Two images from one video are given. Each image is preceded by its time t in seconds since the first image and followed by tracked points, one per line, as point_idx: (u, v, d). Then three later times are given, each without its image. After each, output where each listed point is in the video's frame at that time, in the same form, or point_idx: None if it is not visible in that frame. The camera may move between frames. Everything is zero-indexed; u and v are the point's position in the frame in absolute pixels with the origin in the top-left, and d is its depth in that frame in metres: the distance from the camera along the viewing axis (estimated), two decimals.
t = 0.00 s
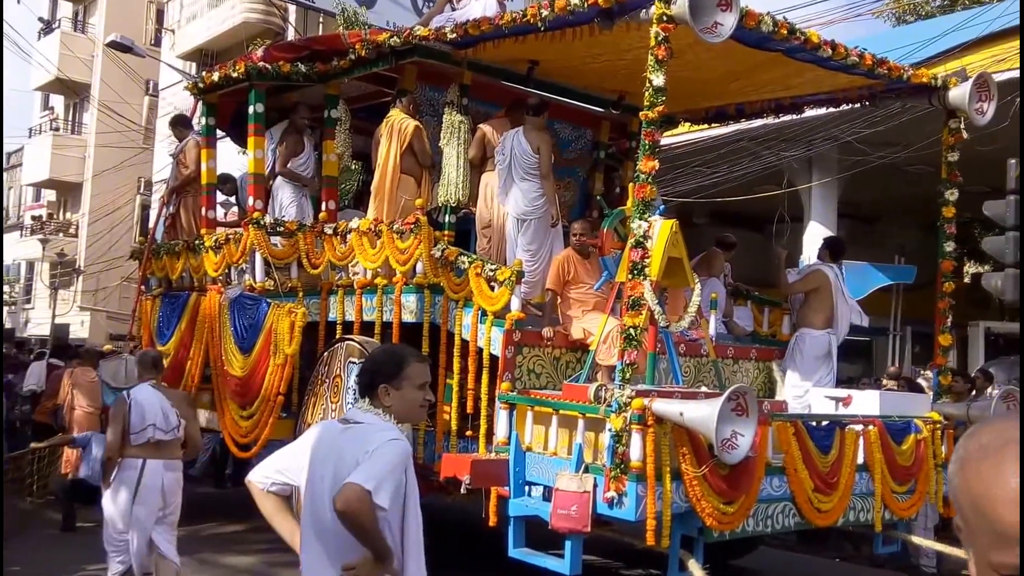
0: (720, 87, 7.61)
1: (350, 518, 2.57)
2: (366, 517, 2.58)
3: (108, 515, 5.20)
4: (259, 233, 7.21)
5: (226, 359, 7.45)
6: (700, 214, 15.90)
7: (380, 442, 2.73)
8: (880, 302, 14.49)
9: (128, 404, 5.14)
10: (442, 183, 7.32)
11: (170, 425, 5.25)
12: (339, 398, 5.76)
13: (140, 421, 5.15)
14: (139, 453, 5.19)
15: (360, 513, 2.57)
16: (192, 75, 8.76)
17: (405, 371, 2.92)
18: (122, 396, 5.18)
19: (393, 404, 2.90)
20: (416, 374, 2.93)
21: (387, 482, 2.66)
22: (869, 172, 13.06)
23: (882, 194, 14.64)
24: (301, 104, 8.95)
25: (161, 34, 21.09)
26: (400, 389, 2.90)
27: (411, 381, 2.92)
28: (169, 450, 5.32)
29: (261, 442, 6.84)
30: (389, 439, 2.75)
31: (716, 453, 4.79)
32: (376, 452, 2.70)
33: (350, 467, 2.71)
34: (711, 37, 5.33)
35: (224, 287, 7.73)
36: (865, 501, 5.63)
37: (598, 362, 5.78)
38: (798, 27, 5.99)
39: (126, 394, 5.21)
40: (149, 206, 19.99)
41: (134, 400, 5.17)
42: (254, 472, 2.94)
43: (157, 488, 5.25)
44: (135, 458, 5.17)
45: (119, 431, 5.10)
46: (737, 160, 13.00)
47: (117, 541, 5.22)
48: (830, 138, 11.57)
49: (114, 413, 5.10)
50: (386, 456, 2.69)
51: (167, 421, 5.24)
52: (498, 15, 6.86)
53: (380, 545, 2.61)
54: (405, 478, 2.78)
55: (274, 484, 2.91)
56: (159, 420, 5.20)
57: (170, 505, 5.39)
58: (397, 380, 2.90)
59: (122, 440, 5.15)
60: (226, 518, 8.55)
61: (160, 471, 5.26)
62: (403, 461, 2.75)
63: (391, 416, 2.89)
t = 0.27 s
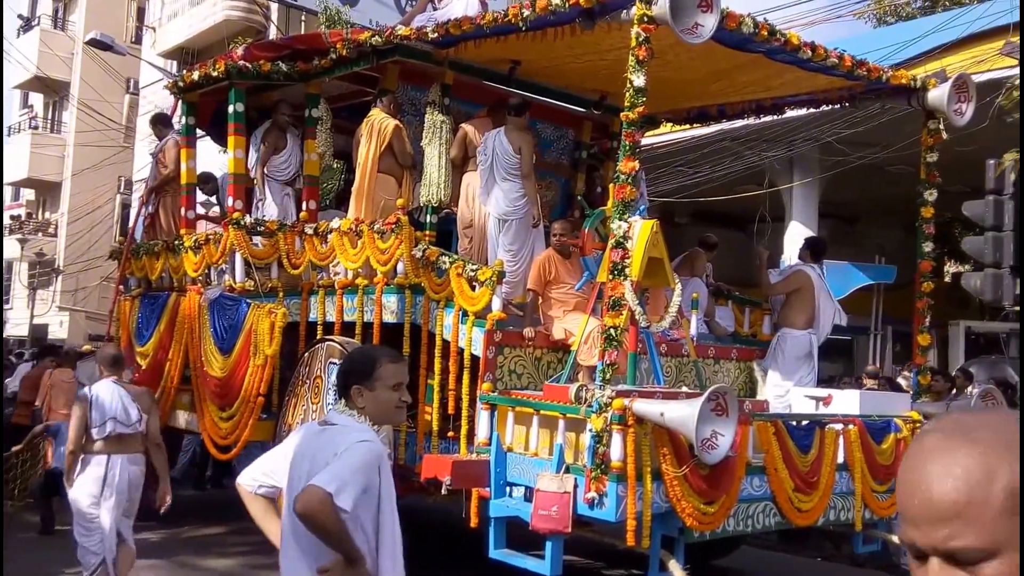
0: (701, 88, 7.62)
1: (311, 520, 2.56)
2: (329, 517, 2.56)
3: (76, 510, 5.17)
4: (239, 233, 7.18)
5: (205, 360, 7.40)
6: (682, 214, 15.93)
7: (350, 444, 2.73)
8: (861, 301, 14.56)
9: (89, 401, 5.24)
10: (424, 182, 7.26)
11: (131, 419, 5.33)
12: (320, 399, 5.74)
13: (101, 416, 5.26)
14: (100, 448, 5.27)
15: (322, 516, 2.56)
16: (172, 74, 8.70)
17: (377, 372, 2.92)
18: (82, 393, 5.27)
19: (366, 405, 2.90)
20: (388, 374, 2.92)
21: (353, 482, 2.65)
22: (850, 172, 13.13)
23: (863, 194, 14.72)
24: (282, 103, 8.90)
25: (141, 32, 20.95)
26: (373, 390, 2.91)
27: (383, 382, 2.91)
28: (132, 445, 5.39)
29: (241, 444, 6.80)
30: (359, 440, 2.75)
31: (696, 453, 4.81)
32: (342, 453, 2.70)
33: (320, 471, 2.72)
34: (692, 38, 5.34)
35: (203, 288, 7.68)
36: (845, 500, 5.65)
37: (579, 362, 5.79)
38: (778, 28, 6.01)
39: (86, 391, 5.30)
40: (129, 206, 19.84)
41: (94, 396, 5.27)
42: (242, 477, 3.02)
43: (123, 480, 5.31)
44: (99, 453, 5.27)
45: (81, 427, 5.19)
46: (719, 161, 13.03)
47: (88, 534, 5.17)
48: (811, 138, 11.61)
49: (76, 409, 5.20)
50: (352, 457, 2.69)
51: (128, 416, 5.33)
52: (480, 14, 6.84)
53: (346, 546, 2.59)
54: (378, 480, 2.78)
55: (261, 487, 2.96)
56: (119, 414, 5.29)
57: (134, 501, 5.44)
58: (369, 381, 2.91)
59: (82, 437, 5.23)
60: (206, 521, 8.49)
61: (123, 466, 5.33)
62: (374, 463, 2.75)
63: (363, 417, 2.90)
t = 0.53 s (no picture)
0: (677, 88, 7.65)
1: (261, 524, 2.59)
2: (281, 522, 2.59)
3: (36, 510, 5.13)
4: (214, 233, 7.11)
5: (179, 360, 7.34)
6: (659, 214, 15.98)
7: (310, 448, 2.76)
8: (836, 301, 14.66)
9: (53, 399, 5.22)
10: (400, 181, 7.24)
11: (90, 421, 5.37)
12: (295, 399, 5.71)
13: (62, 415, 5.25)
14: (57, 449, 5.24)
15: (273, 519, 2.59)
16: (146, 73, 8.63)
17: (343, 374, 3.00)
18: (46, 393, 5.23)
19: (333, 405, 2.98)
20: (355, 375, 3.00)
21: (308, 486, 2.68)
22: (826, 172, 13.22)
23: (838, 194, 14.82)
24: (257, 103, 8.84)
25: (116, 30, 20.78)
26: (339, 392, 2.98)
27: (349, 383, 2.98)
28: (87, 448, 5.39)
29: (216, 445, 6.75)
30: (318, 445, 2.79)
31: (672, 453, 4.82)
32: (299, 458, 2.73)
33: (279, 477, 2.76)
34: (667, 39, 5.37)
35: (177, 288, 7.62)
36: (819, 499, 5.68)
37: (556, 363, 5.79)
38: (753, 29, 6.04)
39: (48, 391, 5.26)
40: (103, 205, 19.64)
41: (58, 395, 5.25)
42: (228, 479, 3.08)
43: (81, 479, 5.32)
44: (56, 453, 5.23)
45: (43, 427, 5.16)
46: (695, 161, 13.09)
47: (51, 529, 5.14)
48: (787, 139, 11.68)
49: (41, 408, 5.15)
50: (308, 461, 2.72)
51: (88, 416, 5.36)
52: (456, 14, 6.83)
53: (300, 549, 2.62)
54: (338, 484, 2.81)
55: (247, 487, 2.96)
56: (79, 416, 5.33)
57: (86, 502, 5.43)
58: (335, 383, 2.98)
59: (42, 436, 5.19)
60: (180, 523, 8.42)
61: (81, 467, 5.34)
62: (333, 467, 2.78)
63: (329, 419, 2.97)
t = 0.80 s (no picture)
0: (653, 89, 7.69)
1: (224, 525, 2.59)
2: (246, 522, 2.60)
3: None
4: (189, 233, 7.05)
5: (153, 362, 7.28)
6: (637, 214, 16.03)
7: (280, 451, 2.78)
8: (811, 300, 14.77)
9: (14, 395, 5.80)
10: (377, 181, 7.23)
11: (51, 417, 5.90)
12: (270, 401, 5.68)
13: (24, 412, 5.81)
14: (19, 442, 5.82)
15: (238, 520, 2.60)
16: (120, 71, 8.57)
17: (319, 376, 2.99)
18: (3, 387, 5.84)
19: (308, 408, 2.97)
20: (330, 377, 3.00)
21: (274, 487, 2.69)
22: (801, 172, 13.31)
23: (813, 194, 14.92)
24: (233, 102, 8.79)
25: (92, 28, 20.60)
26: (314, 393, 2.98)
27: (325, 385, 2.99)
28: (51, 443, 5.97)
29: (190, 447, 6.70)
30: (286, 446, 2.79)
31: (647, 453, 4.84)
32: (267, 459, 2.74)
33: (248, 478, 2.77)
34: (642, 39, 5.39)
35: (152, 289, 7.56)
36: (792, 498, 5.72)
37: (532, 363, 5.81)
38: (728, 30, 6.07)
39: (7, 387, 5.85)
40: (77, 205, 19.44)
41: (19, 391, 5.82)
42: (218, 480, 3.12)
43: (38, 473, 5.81)
44: (16, 448, 5.80)
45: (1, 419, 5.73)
46: (672, 161, 13.15)
47: None
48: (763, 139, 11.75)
49: None
50: (275, 463, 2.73)
51: (49, 414, 5.91)
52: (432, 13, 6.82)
53: (266, 549, 2.62)
54: (308, 488, 2.81)
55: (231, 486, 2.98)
56: (40, 413, 5.85)
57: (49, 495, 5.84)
58: (310, 385, 2.98)
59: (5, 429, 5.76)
60: (155, 525, 8.36)
61: (39, 462, 5.87)
62: (303, 470, 2.79)
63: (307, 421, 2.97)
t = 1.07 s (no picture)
0: (632, 90, 7.73)
1: (189, 526, 2.61)
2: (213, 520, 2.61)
3: None
4: (164, 233, 7.00)
5: (127, 363, 7.23)
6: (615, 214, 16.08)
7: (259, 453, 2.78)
8: (787, 300, 14.88)
9: None
10: (354, 182, 7.22)
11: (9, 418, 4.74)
12: (246, 402, 5.65)
13: None
14: None
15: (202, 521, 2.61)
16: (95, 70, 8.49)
17: (297, 379, 3.02)
18: None
19: (286, 411, 2.99)
20: (309, 380, 3.02)
21: (244, 487, 2.70)
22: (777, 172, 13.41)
23: (789, 194, 15.03)
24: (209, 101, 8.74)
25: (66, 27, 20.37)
26: (292, 396, 2.99)
27: (302, 388, 3.00)
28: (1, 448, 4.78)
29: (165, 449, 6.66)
30: (260, 448, 2.80)
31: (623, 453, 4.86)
32: (240, 461, 2.76)
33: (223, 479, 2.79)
34: (620, 41, 5.43)
35: (126, 289, 7.50)
36: (767, 497, 5.76)
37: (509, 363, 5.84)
38: (705, 32, 6.12)
39: None
40: (50, 205, 19.20)
41: None
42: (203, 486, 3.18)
43: None
44: None
45: None
46: (650, 162, 13.21)
47: None
48: (740, 140, 11.83)
49: None
50: (247, 464, 2.74)
51: None
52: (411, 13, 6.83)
53: (231, 549, 2.63)
54: (282, 491, 2.81)
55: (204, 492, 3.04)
56: None
57: None
58: (288, 387, 3.00)
59: None
60: (129, 527, 8.30)
61: None
62: (276, 473, 2.79)
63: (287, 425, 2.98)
